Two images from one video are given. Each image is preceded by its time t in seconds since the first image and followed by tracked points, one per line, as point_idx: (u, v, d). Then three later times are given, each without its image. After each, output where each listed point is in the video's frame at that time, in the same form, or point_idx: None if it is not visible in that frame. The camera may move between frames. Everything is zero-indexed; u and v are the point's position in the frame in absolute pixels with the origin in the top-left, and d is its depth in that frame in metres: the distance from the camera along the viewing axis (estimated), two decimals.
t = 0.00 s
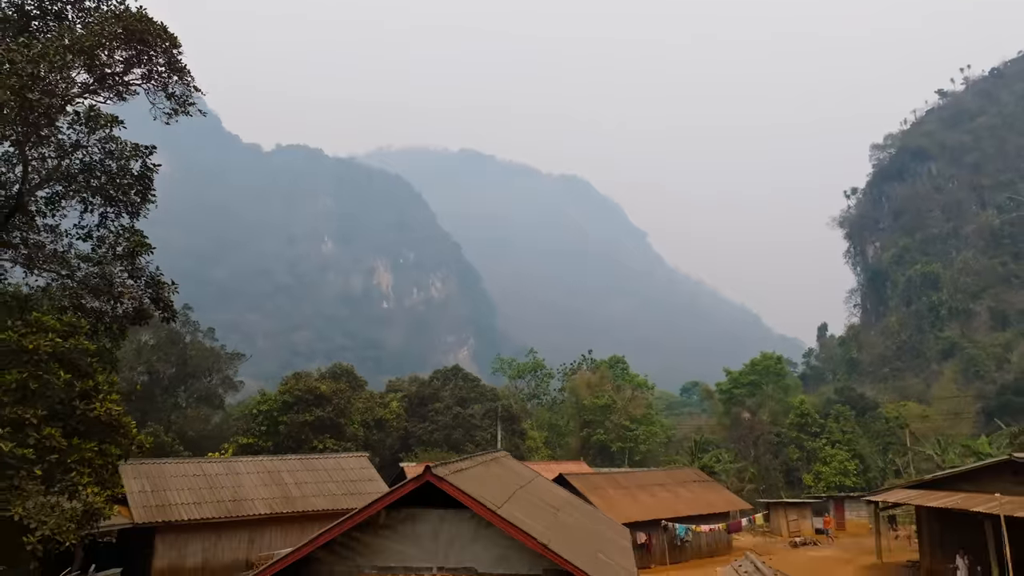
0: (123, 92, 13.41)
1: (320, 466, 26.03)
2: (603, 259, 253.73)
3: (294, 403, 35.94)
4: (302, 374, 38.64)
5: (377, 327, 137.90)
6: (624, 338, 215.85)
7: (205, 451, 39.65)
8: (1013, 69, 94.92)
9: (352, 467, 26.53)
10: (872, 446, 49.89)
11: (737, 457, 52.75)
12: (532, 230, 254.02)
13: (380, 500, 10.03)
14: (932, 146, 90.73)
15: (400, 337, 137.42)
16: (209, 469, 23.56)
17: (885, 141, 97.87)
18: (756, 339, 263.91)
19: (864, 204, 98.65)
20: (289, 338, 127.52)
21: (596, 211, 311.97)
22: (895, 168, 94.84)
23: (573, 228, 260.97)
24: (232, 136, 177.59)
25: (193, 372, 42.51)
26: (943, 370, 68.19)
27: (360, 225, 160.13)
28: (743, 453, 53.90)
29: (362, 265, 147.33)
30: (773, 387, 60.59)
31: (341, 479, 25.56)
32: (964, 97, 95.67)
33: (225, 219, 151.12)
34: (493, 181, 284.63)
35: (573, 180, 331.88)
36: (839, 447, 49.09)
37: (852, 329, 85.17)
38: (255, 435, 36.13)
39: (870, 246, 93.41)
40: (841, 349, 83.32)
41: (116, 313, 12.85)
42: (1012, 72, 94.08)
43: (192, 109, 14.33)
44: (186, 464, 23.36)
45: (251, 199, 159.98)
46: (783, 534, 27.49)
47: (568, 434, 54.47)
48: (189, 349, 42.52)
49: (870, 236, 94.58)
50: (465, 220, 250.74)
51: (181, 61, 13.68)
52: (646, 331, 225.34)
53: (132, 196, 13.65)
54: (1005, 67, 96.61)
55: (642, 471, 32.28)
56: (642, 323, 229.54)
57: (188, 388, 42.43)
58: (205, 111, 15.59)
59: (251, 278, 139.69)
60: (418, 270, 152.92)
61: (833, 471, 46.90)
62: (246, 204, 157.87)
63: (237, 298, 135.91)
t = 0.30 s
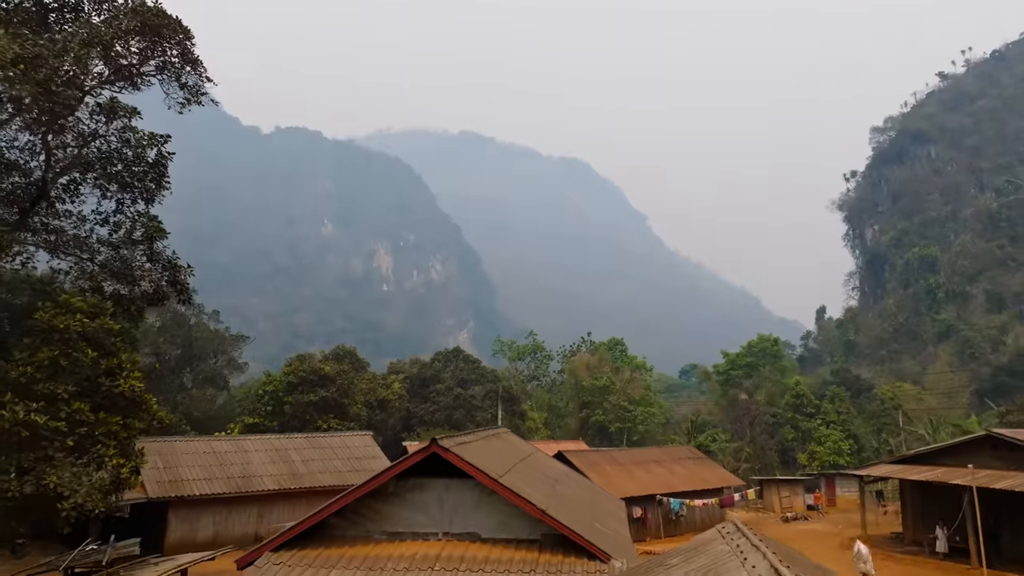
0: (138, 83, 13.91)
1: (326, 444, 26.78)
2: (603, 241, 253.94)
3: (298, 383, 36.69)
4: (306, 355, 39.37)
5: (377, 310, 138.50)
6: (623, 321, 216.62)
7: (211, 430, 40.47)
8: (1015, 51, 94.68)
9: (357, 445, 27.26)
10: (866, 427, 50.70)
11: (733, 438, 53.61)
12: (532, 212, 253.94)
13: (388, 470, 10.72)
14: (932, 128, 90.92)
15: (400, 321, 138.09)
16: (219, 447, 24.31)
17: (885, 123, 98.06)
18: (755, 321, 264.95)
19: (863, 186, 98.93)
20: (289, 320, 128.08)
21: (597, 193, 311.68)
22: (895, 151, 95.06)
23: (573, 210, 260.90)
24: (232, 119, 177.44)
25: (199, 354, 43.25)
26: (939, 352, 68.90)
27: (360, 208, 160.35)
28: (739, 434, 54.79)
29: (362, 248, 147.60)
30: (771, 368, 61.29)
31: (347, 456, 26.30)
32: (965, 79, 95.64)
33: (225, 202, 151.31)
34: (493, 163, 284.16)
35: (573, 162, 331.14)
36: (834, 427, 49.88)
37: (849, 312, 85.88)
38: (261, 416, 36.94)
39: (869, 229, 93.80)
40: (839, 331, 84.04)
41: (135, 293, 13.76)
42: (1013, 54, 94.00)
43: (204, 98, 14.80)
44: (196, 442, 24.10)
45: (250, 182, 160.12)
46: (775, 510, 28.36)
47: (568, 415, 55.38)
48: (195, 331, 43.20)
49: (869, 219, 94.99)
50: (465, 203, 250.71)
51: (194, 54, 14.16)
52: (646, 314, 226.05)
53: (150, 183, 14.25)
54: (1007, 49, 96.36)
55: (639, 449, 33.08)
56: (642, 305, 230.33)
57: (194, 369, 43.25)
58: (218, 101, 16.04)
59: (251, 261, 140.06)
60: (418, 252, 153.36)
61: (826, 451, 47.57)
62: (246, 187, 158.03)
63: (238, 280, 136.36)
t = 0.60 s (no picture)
0: (150, 74, 14.40)
1: (332, 423, 27.55)
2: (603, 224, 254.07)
3: (303, 364, 37.47)
4: (309, 336, 40.10)
5: (377, 292, 139.16)
6: (623, 304, 217.39)
7: (217, 411, 41.24)
8: (1016, 32, 94.56)
9: (362, 425, 27.99)
10: (861, 408, 51.55)
11: (730, 418, 54.51)
12: (532, 195, 253.68)
13: (398, 443, 11.42)
14: (932, 111, 91.13)
15: (401, 303, 138.80)
16: (229, 425, 25.06)
17: (885, 106, 98.31)
18: (753, 303, 265.83)
19: (863, 169, 99.21)
20: (290, 303, 128.69)
21: (597, 176, 311.27)
22: (895, 133, 95.24)
23: (573, 193, 260.68)
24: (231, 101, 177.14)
25: (204, 336, 43.94)
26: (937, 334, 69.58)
27: (360, 191, 160.57)
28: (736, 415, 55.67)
29: (362, 230, 147.77)
30: (768, 350, 62.05)
31: (352, 435, 27.06)
32: (966, 62, 95.65)
33: (225, 185, 151.36)
34: (492, 146, 283.48)
35: (573, 144, 330.23)
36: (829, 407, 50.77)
37: (847, 294, 86.64)
38: (267, 396, 37.76)
39: (868, 212, 94.19)
40: (836, 314, 84.91)
41: (151, 278, 14.28)
42: (1014, 36, 93.91)
43: (216, 89, 15.39)
44: (207, 421, 24.85)
45: (250, 165, 160.09)
46: (769, 487, 29.24)
47: (568, 396, 56.25)
48: (200, 313, 43.85)
49: (868, 202, 95.26)
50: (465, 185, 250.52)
51: (207, 46, 14.72)
52: (646, 296, 226.76)
53: (166, 171, 14.87)
54: (1009, 30, 96.18)
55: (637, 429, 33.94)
56: (641, 287, 231.04)
57: (199, 351, 43.77)
58: (228, 92, 16.62)
59: (251, 243, 140.30)
60: (418, 235, 153.79)
61: (822, 431, 48.20)
62: (246, 170, 158.06)
63: (238, 263, 136.71)
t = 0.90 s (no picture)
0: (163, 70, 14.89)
1: (337, 406, 28.22)
2: (603, 209, 253.98)
3: (307, 349, 38.10)
4: (313, 321, 40.72)
5: (378, 277, 139.68)
6: (623, 289, 217.91)
7: (222, 395, 41.92)
8: (1018, 17, 94.38)
9: (366, 408, 28.66)
10: (857, 392, 52.24)
11: (728, 402, 55.26)
12: (533, 180, 253.43)
13: (405, 424, 12.08)
14: (932, 96, 91.24)
15: (401, 288, 139.36)
16: (236, 408, 25.72)
17: (886, 92, 98.42)
18: (753, 287, 266.35)
19: (863, 154, 99.36)
20: (291, 288, 129.16)
21: (597, 161, 310.82)
22: (895, 119, 95.32)
23: (574, 178, 260.34)
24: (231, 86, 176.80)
25: (209, 322, 44.48)
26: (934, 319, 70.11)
27: (360, 176, 160.67)
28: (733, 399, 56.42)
29: (362, 215, 147.92)
30: (766, 335, 62.62)
31: (356, 418, 27.74)
32: (968, 47, 95.53)
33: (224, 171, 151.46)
34: (492, 130, 282.73)
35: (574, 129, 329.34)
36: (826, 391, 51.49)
37: (846, 279, 87.26)
38: (272, 380, 38.40)
39: (867, 198, 94.47)
40: (835, 299, 85.66)
41: (166, 267, 14.73)
42: (1016, 21, 93.67)
43: (227, 83, 15.85)
44: (215, 404, 25.50)
45: (250, 150, 160.06)
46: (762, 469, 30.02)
47: (567, 380, 56.92)
48: (204, 299, 44.39)
49: (868, 187, 95.52)
50: (466, 170, 250.27)
51: (218, 42, 15.18)
52: (645, 282, 227.23)
53: (180, 162, 15.30)
54: (1011, 15, 95.98)
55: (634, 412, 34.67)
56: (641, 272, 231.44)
57: (204, 336, 44.34)
58: (239, 87, 17.06)
59: (251, 228, 140.53)
60: (418, 220, 154.08)
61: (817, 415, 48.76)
62: (246, 155, 158.06)
63: (239, 248, 137.00)
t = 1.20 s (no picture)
0: (172, 69, 15.36)
1: (340, 393, 28.88)
2: (603, 197, 253.90)
3: (310, 337, 38.73)
4: (316, 310, 41.36)
5: (378, 265, 139.97)
6: (623, 276, 218.26)
7: (227, 382, 42.62)
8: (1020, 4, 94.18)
9: (369, 395, 29.32)
10: (852, 379, 52.87)
11: (725, 390, 56.00)
12: (533, 167, 253.37)
13: (410, 409, 12.71)
14: (932, 84, 91.33)
15: (401, 276, 139.67)
16: (242, 395, 26.38)
17: (886, 80, 98.56)
18: (752, 274, 266.67)
19: (862, 142, 99.64)
20: (291, 276, 129.52)
21: (598, 148, 310.39)
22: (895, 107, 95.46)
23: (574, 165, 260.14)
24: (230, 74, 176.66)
25: (213, 309, 45.11)
26: (931, 307, 70.62)
27: (360, 163, 160.76)
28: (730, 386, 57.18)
29: (362, 202, 148.14)
30: (764, 323, 63.39)
31: (360, 404, 28.42)
32: (968, 34, 95.41)
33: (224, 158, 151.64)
34: (493, 117, 282.16)
35: (575, 116, 328.49)
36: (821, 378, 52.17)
37: (846, 268, 88.08)
38: (276, 367, 39.03)
39: (867, 185, 94.82)
40: (834, 287, 86.85)
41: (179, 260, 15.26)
42: (1017, 8, 93.56)
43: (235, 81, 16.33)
44: (222, 391, 26.13)
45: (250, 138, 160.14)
46: (756, 454, 30.78)
47: (566, 367, 57.59)
48: (209, 287, 44.99)
49: (867, 175, 95.80)
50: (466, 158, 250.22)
51: (227, 41, 15.68)
52: (645, 269, 227.53)
53: (191, 157, 15.83)
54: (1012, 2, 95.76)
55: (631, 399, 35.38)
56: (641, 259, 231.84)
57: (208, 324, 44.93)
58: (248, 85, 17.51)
59: (251, 216, 140.83)
60: (418, 207, 154.30)
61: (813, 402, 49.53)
62: (246, 143, 158.16)
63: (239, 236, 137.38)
